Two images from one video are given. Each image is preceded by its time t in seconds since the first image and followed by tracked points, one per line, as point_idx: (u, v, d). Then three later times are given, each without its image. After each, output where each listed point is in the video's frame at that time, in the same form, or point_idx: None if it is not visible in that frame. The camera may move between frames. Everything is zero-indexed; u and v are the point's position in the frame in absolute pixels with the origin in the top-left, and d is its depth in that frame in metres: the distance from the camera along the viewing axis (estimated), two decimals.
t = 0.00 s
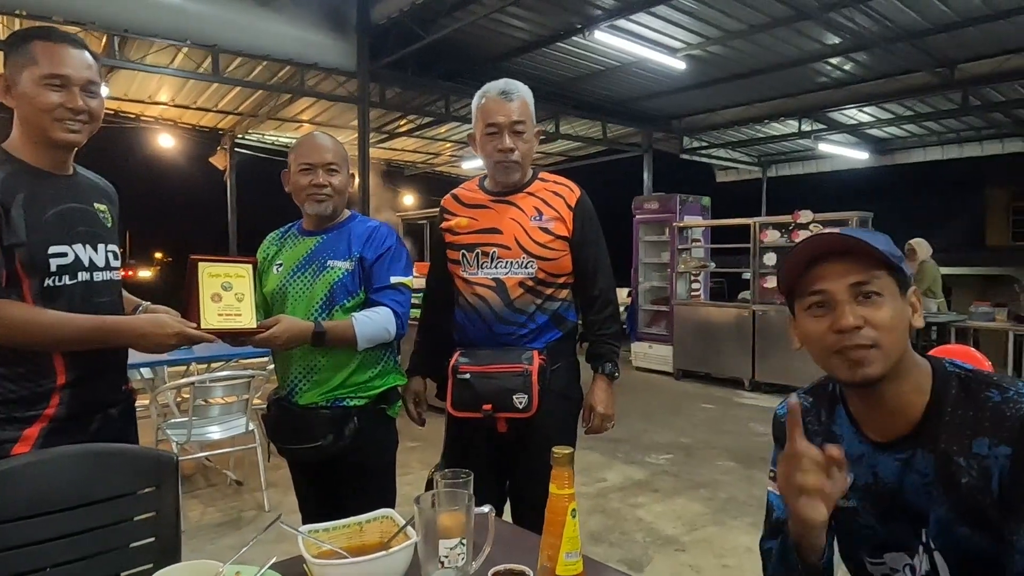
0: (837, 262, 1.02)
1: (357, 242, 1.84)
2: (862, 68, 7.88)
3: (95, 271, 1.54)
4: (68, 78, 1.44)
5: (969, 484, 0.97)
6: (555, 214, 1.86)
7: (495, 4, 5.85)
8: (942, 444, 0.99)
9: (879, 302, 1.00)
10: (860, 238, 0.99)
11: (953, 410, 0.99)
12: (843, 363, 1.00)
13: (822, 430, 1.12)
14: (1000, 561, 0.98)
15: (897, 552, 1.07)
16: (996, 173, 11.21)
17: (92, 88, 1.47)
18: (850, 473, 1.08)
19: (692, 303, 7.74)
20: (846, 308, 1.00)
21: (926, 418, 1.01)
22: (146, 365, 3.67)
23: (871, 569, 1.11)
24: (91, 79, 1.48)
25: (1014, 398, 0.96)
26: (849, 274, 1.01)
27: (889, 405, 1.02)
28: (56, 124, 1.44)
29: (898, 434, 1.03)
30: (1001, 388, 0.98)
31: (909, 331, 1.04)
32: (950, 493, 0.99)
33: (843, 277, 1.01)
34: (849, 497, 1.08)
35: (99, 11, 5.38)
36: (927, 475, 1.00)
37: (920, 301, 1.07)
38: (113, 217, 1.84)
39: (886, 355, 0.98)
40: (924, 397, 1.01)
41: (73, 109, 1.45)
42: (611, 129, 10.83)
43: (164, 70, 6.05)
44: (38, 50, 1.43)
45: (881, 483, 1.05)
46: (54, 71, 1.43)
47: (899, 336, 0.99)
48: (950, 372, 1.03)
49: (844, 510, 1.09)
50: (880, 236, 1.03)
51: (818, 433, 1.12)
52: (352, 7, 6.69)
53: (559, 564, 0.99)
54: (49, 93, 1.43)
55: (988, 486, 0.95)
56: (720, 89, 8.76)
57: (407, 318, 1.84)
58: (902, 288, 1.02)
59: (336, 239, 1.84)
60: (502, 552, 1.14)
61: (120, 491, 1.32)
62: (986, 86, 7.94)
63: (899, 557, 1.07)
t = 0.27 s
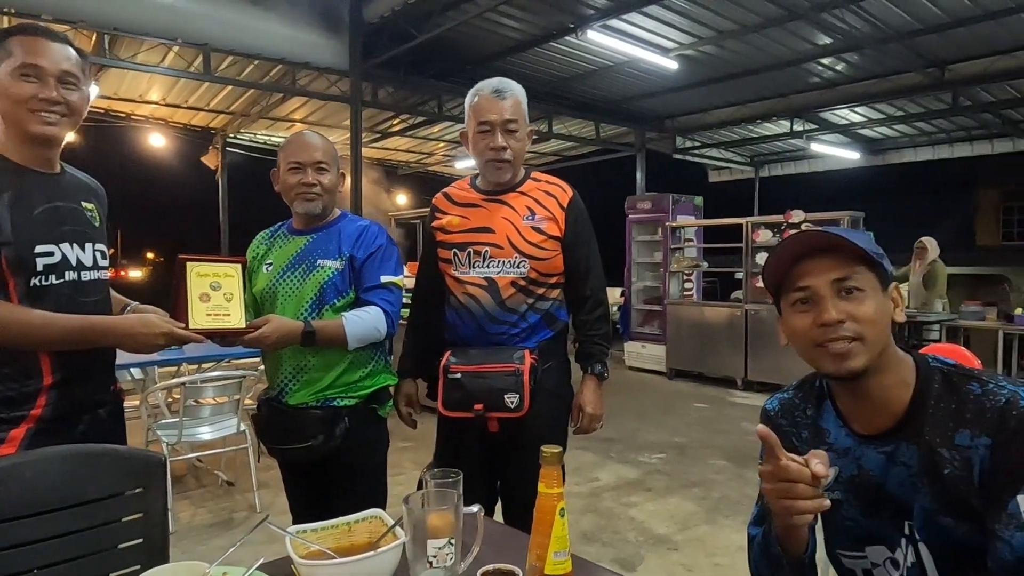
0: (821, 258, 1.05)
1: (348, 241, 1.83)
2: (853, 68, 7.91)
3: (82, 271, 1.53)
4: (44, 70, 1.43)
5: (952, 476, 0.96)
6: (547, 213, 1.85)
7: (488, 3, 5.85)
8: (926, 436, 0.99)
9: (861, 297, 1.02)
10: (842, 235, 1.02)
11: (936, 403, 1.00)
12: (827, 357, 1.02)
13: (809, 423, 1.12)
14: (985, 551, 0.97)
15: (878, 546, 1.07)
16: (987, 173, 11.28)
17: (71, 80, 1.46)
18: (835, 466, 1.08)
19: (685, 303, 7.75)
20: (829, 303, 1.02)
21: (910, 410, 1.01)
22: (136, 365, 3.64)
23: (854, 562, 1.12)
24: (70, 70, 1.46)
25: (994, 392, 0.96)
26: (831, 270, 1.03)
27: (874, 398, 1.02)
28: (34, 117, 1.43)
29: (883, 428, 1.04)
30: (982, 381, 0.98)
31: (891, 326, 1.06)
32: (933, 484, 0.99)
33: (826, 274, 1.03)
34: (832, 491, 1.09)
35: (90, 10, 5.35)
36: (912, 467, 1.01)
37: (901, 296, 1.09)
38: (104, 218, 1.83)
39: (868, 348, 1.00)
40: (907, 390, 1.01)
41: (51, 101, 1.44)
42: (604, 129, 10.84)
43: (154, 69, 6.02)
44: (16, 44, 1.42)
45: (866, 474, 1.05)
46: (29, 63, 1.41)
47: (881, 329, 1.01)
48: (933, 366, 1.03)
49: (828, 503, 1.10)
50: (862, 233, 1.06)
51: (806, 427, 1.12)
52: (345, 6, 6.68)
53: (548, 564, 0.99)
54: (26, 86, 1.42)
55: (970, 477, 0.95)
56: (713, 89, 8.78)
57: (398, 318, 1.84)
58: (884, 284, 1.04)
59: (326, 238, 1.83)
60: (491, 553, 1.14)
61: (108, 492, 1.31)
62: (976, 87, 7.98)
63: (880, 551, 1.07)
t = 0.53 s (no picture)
0: (797, 265, 1.04)
1: (339, 242, 1.83)
2: (845, 69, 7.95)
3: (72, 272, 1.52)
4: (26, 68, 1.41)
5: (929, 478, 0.98)
6: (540, 215, 1.85)
7: (482, 3, 5.84)
8: (904, 440, 1.00)
9: (836, 302, 1.02)
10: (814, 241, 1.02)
11: (914, 407, 1.00)
12: (804, 364, 1.02)
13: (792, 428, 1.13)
14: (964, 553, 0.98)
15: (862, 548, 1.09)
16: (978, 173, 11.34)
17: (53, 78, 1.45)
18: (816, 471, 1.09)
19: (679, 303, 7.77)
20: (805, 310, 1.02)
21: (889, 414, 1.02)
22: (127, 365, 3.62)
23: (839, 563, 1.13)
24: (54, 69, 1.45)
25: (969, 395, 0.97)
26: (805, 276, 1.03)
27: (851, 402, 1.03)
28: (17, 116, 1.42)
29: (862, 431, 1.05)
30: (958, 385, 0.99)
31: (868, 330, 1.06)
32: (911, 487, 1.00)
33: (800, 280, 1.03)
34: (814, 494, 1.10)
35: (81, 8, 5.32)
36: (891, 470, 1.02)
37: (876, 299, 1.09)
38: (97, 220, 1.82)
39: (845, 353, 1.01)
40: (885, 392, 1.02)
41: (33, 99, 1.42)
42: (598, 129, 10.85)
43: (146, 68, 5.99)
44: None
45: (846, 478, 1.06)
46: (11, 61, 1.40)
47: (857, 335, 1.01)
48: (910, 370, 1.04)
49: (811, 506, 1.11)
50: (834, 238, 1.06)
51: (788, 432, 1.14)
52: (337, 6, 6.66)
53: (538, 565, 0.99)
54: (8, 84, 1.41)
55: (947, 479, 0.97)
56: (706, 89, 8.80)
57: (390, 319, 1.83)
58: (860, 289, 1.04)
59: (318, 238, 1.83)
60: (481, 554, 1.14)
61: (98, 494, 1.30)
62: (967, 87, 8.04)
63: (863, 553, 1.08)
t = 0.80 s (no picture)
0: (778, 279, 1.03)
1: (333, 241, 1.82)
2: (839, 69, 7.97)
3: (66, 271, 1.51)
4: (27, 70, 1.41)
5: (917, 485, 0.98)
6: (535, 213, 1.86)
7: (476, 2, 5.84)
8: (891, 446, 1.00)
9: (820, 315, 1.02)
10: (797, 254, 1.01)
11: (900, 413, 1.01)
12: (792, 379, 1.02)
13: (780, 434, 1.13)
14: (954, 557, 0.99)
15: (852, 553, 1.10)
16: (971, 173, 11.40)
17: (54, 80, 1.45)
18: (804, 477, 1.09)
19: (674, 302, 7.78)
20: (790, 325, 1.01)
21: (876, 420, 1.03)
22: (121, 365, 3.61)
23: (829, 567, 1.15)
24: (52, 70, 1.45)
25: (956, 401, 0.97)
26: (788, 290, 1.02)
27: (839, 411, 1.04)
28: (19, 117, 1.42)
29: (849, 438, 1.05)
30: (944, 391, 0.99)
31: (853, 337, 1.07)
32: (899, 492, 1.00)
33: (783, 295, 1.02)
34: (803, 499, 1.10)
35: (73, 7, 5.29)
36: (880, 476, 1.02)
37: (859, 303, 1.10)
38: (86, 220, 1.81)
39: (832, 366, 1.01)
40: (872, 398, 1.03)
41: (34, 101, 1.43)
42: (593, 129, 10.86)
43: (140, 67, 5.97)
44: None
45: (835, 483, 1.07)
46: (11, 61, 1.40)
47: (841, 346, 1.02)
48: (895, 374, 1.04)
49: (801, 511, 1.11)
50: (814, 248, 1.04)
51: (776, 437, 1.13)
52: (332, 5, 6.65)
53: (533, 564, 0.99)
54: (9, 86, 1.41)
55: (935, 486, 0.97)
56: (700, 89, 8.82)
57: (385, 318, 1.83)
58: (842, 298, 1.04)
59: (312, 237, 1.83)
60: (474, 554, 1.14)
61: (92, 494, 1.30)
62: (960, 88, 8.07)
63: (854, 557, 1.10)
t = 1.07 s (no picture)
0: (768, 288, 1.02)
1: (327, 240, 1.82)
2: (834, 68, 7.99)
3: (57, 270, 1.51)
4: (24, 70, 1.41)
5: (912, 491, 0.99)
6: (528, 210, 1.85)
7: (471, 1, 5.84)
8: (885, 451, 1.01)
9: (814, 326, 1.01)
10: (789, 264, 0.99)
11: (894, 418, 1.01)
12: (786, 391, 1.02)
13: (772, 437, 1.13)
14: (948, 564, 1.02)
15: (844, 557, 1.11)
16: (965, 173, 11.44)
17: (49, 80, 1.45)
18: (796, 481, 1.10)
19: (669, 301, 7.80)
20: (782, 336, 1.01)
21: (869, 426, 1.03)
22: (114, 365, 3.60)
23: (821, 571, 1.16)
24: (47, 70, 1.45)
25: (950, 406, 0.97)
26: (780, 301, 1.01)
27: (832, 418, 1.04)
28: (15, 118, 1.42)
29: (842, 443, 1.05)
30: (939, 396, 0.99)
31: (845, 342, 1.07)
32: (894, 497, 1.02)
33: (775, 306, 1.01)
34: (795, 503, 1.10)
35: (66, 5, 5.27)
36: (873, 481, 1.03)
37: (850, 308, 1.09)
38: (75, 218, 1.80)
39: (826, 377, 1.01)
40: (866, 404, 1.03)
41: (30, 102, 1.42)
42: (589, 128, 10.87)
43: (133, 65, 5.94)
44: None
45: (827, 487, 1.07)
46: (8, 62, 1.39)
47: (834, 356, 1.01)
48: (888, 377, 1.04)
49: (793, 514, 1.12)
50: (805, 255, 1.03)
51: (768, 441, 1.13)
52: (326, 3, 6.64)
53: (524, 561, 0.99)
54: (5, 86, 1.40)
55: (930, 492, 0.98)
56: (695, 88, 8.83)
57: (379, 316, 1.83)
58: (833, 305, 1.04)
59: (305, 236, 1.82)
60: (466, 553, 1.14)
61: (84, 493, 1.29)
62: (954, 87, 8.09)
63: (844, 561, 1.11)
